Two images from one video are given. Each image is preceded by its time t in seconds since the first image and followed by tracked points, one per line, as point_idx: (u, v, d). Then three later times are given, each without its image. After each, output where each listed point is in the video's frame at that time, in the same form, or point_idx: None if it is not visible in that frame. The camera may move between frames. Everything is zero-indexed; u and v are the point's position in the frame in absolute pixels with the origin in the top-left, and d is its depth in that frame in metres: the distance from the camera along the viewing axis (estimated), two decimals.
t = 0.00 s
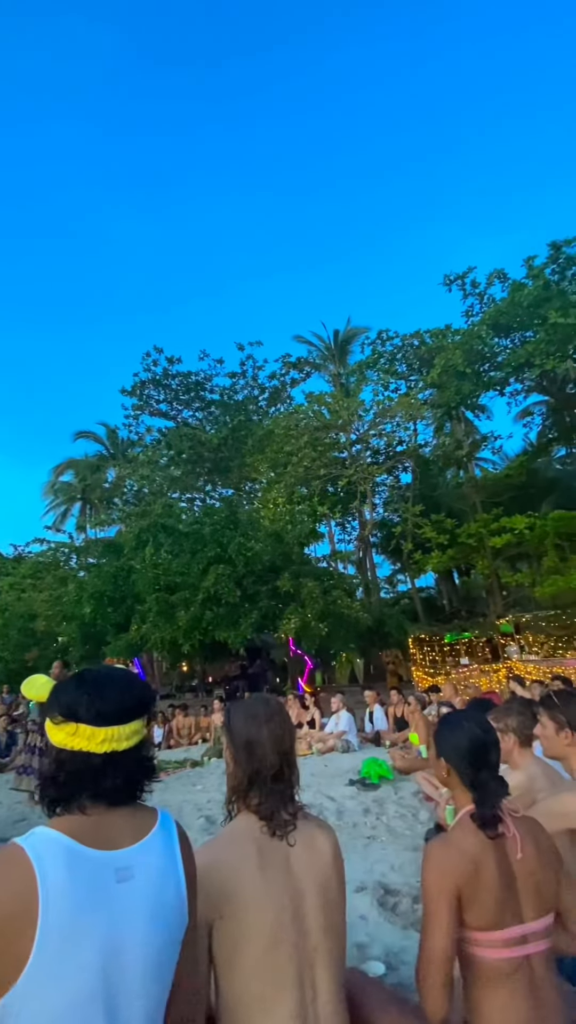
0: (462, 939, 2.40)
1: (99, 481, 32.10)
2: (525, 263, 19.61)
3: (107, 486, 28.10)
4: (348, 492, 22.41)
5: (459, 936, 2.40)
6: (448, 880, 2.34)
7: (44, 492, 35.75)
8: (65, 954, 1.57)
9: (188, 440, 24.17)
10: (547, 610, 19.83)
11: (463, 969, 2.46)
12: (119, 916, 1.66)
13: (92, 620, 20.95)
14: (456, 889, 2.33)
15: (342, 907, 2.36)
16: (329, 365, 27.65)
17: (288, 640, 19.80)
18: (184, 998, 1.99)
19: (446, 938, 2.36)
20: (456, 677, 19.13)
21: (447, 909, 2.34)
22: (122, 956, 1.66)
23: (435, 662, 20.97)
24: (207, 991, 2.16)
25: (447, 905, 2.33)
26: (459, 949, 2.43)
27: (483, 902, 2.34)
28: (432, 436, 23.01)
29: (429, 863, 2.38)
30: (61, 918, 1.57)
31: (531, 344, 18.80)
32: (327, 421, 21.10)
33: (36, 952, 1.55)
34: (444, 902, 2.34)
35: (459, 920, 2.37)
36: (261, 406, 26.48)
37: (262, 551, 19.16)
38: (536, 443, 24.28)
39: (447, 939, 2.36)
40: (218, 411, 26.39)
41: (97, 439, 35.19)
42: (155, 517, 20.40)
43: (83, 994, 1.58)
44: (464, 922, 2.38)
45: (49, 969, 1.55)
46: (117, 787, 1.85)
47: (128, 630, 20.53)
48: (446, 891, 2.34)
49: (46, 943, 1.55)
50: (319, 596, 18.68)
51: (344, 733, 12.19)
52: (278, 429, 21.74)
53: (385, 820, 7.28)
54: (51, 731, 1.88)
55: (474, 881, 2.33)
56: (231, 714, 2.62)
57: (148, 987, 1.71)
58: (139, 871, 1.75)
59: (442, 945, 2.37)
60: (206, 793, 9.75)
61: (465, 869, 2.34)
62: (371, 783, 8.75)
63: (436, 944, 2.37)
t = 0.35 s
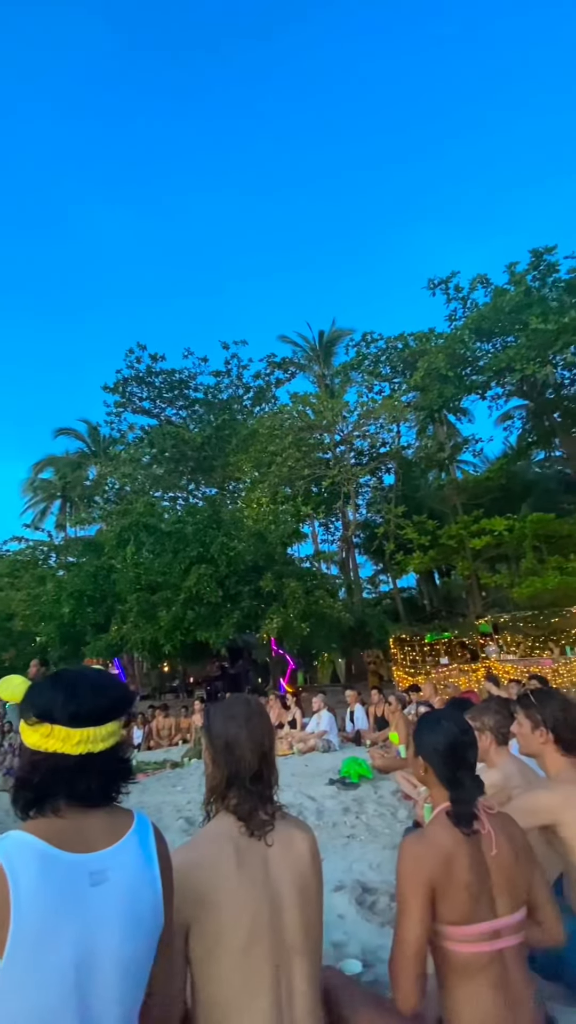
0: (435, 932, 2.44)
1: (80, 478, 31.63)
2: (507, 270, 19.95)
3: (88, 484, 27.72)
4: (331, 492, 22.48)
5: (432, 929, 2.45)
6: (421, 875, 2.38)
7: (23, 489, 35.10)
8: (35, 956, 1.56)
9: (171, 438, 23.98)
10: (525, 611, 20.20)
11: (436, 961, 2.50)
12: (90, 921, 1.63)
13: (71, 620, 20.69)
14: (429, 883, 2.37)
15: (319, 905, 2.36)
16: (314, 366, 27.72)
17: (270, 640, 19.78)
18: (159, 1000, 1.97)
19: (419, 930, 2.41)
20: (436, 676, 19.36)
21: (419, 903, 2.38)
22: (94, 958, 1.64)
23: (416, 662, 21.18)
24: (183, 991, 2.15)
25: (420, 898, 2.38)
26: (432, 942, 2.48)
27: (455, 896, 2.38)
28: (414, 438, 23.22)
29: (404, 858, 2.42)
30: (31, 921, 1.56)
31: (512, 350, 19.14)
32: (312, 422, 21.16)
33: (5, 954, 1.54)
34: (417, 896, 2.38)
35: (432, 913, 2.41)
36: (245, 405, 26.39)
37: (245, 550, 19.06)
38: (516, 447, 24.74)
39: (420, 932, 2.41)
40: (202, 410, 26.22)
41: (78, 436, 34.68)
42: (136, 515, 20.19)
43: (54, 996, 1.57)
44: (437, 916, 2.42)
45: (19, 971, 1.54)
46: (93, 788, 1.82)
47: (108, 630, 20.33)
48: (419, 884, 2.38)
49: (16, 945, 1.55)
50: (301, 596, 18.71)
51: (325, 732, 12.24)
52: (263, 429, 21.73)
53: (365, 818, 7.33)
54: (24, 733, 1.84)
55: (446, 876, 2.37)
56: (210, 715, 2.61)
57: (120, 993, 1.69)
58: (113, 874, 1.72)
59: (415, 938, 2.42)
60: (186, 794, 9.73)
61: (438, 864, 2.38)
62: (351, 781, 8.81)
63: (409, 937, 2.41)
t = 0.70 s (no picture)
0: (418, 928, 2.47)
1: (68, 476, 31.33)
2: (496, 273, 20.13)
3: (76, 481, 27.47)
4: (321, 492, 22.52)
5: (414, 924, 2.48)
6: (404, 871, 2.40)
7: (10, 486, 34.69)
8: (18, 961, 1.54)
9: (160, 437, 23.85)
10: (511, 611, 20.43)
11: (420, 958, 2.52)
12: (74, 924, 1.62)
13: (57, 620, 20.58)
14: (412, 880, 2.40)
15: (304, 905, 2.37)
16: (304, 366, 27.74)
17: (258, 639, 19.76)
18: (143, 1002, 1.95)
19: (401, 925, 2.44)
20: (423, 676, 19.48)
21: (402, 898, 2.41)
22: (78, 960, 1.62)
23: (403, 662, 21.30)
24: (167, 992, 2.14)
25: (403, 894, 2.40)
26: (416, 939, 2.49)
27: (438, 892, 2.40)
28: (404, 439, 23.31)
29: (387, 855, 2.44)
30: (14, 926, 1.54)
31: (500, 352, 19.33)
32: (302, 421, 21.17)
33: None
34: (400, 892, 2.41)
35: (415, 909, 2.44)
36: (235, 405, 26.30)
37: (234, 550, 18.90)
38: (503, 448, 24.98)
39: (404, 928, 2.43)
40: (192, 409, 26.07)
41: (66, 433, 34.35)
42: (124, 514, 20.06)
43: (37, 1002, 1.55)
44: (420, 912, 2.44)
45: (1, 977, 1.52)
46: (76, 789, 1.80)
47: (95, 629, 20.23)
48: (402, 881, 2.40)
49: None
50: (290, 596, 18.70)
51: (313, 731, 12.26)
52: (253, 428, 21.71)
53: (351, 817, 7.35)
54: (7, 733, 1.82)
55: (429, 872, 2.39)
56: (197, 715, 2.59)
57: (103, 996, 1.67)
58: (97, 876, 1.71)
59: (398, 934, 2.44)
60: (173, 794, 9.69)
61: (421, 861, 2.41)
62: (338, 781, 8.82)
63: (393, 933, 2.44)
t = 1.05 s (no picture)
0: (406, 924, 2.49)
1: (59, 474, 31.11)
2: (489, 275, 20.27)
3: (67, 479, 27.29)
4: (314, 492, 22.55)
5: (403, 920, 2.49)
6: (392, 868, 2.42)
7: None
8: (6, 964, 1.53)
9: (153, 435, 23.79)
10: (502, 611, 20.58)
11: (409, 955, 2.53)
12: (63, 924, 1.61)
13: (48, 618, 20.39)
14: (399, 876, 2.42)
15: (294, 902, 2.37)
16: (298, 365, 27.74)
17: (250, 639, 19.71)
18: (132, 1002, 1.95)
19: (389, 922, 2.45)
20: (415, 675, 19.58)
21: (390, 895, 2.42)
22: (66, 961, 1.61)
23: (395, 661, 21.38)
24: (157, 992, 2.14)
25: (391, 891, 2.42)
26: (405, 936, 2.51)
27: (426, 890, 2.41)
28: (396, 439, 23.37)
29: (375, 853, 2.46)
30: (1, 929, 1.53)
31: (492, 353, 19.48)
32: (295, 421, 21.20)
33: None
34: (388, 889, 2.43)
35: (403, 906, 2.46)
36: (228, 403, 26.24)
37: (225, 550, 18.70)
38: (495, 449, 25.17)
39: (392, 924, 2.45)
40: (185, 407, 25.98)
41: (58, 430, 34.08)
42: (116, 512, 19.99)
43: (25, 1004, 1.54)
44: (408, 909, 2.46)
45: None
46: (67, 788, 1.79)
47: (86, 628, 20.10)
48: (390, 878, 2.42)
49: None
50: (282, 595, 18.71)
51: (304, 730, 12.29)
52: (246, 427, 21.72)
53: (342, 816, 7.37)
54: None
55: (416, 870, 2.41)
56: (187, 714, 2.58)
57: (92, 995, 1.66)
58: (86, 876, 1.70)
59: (387, 930, 2.46)
60: (163, 793, 9.64)
61: (409, 857, 2.42)
62: (330, 780, 8.84)
63: (381, 930, 2.45)
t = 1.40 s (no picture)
0: (402, 921, 2.50)
1: (56, 472, 31.03)
2: (487, 274, 20.30)
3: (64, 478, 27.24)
4: (312, 491, 22.56)
5: (398, 917, 2.50)
6: (388, 865, 2.43)
7: None
8: (5, 962, 1.53)
9: (150, 434, 23.77)
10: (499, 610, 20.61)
11: (406, 951, 2.54)
12: (61, 922, 1.61)
13: (45, 617, 20.29)
14: (395, 873, 2.43)
15: (291, 899, 2.37)
16: (296, 364, 27.71)
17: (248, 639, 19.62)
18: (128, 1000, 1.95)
19: (385, 919, 2.46)
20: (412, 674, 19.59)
21: (385, 892, 2.43)
22: (64, 959, 1.62)
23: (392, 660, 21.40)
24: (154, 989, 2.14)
25: (387, 888, 2.43)
26: (401, 932, 2.52)
27: (420, 886, 2.42)
28: (394, 438, 23.33)
29: (371, 849, 2.47)
30: None
31: (490, 353, 19.50)
32: (293, 420, 21.21)
33: None
34: (384, 886, 2.44)
35: (399, 902, 2.47)
36: (226, 402, 26.18)
37: (223, 549, 18.71)
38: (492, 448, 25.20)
39: (388, 921, 2.46)
40: (182, 406, 25.94)
41: (55, 429, 33.98)
42: (113, 511, 19.97)
43: (23, 1001, 1.55)
44: (404, 906, 2.47)
45: None
46: (64, 787, 1.79)
47: (83, 627, 20.06)
48: (386, 875, 2.43)
49: None
50: (280, 594, 18.70)
51: (302, 729, 12.29)
52: (244, 426, 21.72)
53: (340, 815, 7.38)
54: None
55: (412, 867, 2.42)
56: (184, 713, 2.58)
57: (89, 993, 1.66)
58: (85, 874, 1.70)
59: (383, 927, 2.47)
60: (160, 794, 9.55)
61: (404, 854, 2.43)
62: (327, 778, 8.83)
63: (378, 926, 2.46)
